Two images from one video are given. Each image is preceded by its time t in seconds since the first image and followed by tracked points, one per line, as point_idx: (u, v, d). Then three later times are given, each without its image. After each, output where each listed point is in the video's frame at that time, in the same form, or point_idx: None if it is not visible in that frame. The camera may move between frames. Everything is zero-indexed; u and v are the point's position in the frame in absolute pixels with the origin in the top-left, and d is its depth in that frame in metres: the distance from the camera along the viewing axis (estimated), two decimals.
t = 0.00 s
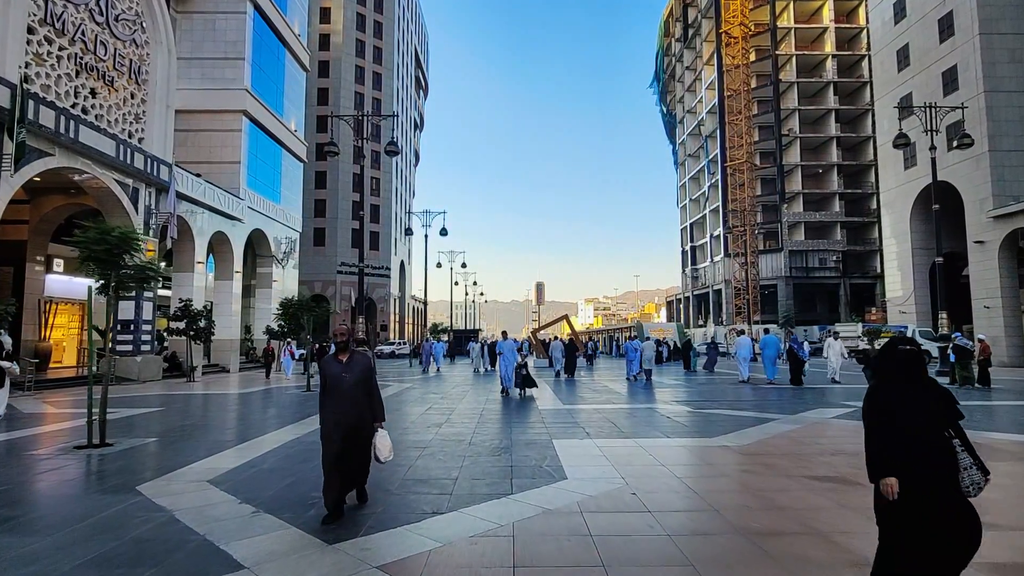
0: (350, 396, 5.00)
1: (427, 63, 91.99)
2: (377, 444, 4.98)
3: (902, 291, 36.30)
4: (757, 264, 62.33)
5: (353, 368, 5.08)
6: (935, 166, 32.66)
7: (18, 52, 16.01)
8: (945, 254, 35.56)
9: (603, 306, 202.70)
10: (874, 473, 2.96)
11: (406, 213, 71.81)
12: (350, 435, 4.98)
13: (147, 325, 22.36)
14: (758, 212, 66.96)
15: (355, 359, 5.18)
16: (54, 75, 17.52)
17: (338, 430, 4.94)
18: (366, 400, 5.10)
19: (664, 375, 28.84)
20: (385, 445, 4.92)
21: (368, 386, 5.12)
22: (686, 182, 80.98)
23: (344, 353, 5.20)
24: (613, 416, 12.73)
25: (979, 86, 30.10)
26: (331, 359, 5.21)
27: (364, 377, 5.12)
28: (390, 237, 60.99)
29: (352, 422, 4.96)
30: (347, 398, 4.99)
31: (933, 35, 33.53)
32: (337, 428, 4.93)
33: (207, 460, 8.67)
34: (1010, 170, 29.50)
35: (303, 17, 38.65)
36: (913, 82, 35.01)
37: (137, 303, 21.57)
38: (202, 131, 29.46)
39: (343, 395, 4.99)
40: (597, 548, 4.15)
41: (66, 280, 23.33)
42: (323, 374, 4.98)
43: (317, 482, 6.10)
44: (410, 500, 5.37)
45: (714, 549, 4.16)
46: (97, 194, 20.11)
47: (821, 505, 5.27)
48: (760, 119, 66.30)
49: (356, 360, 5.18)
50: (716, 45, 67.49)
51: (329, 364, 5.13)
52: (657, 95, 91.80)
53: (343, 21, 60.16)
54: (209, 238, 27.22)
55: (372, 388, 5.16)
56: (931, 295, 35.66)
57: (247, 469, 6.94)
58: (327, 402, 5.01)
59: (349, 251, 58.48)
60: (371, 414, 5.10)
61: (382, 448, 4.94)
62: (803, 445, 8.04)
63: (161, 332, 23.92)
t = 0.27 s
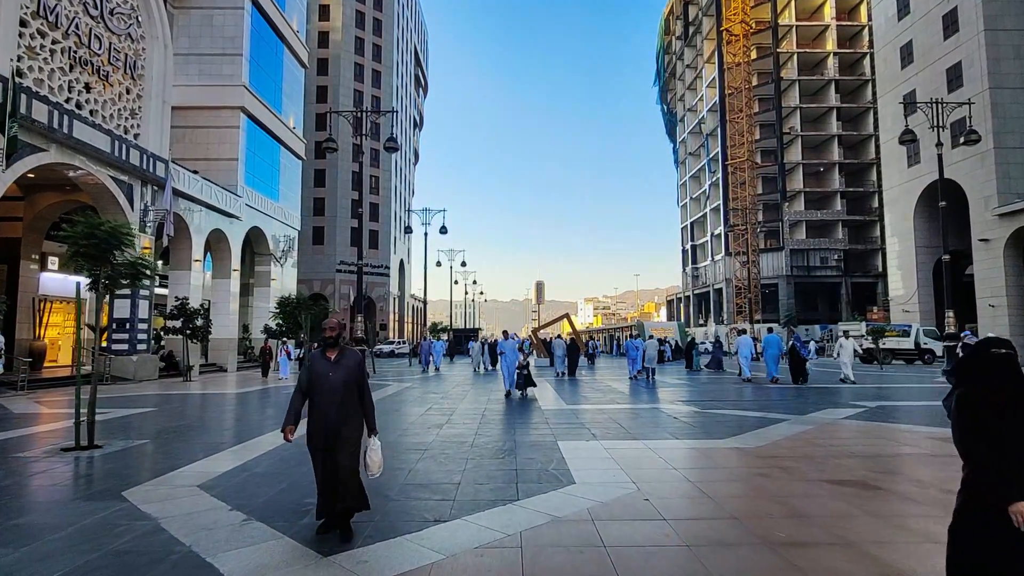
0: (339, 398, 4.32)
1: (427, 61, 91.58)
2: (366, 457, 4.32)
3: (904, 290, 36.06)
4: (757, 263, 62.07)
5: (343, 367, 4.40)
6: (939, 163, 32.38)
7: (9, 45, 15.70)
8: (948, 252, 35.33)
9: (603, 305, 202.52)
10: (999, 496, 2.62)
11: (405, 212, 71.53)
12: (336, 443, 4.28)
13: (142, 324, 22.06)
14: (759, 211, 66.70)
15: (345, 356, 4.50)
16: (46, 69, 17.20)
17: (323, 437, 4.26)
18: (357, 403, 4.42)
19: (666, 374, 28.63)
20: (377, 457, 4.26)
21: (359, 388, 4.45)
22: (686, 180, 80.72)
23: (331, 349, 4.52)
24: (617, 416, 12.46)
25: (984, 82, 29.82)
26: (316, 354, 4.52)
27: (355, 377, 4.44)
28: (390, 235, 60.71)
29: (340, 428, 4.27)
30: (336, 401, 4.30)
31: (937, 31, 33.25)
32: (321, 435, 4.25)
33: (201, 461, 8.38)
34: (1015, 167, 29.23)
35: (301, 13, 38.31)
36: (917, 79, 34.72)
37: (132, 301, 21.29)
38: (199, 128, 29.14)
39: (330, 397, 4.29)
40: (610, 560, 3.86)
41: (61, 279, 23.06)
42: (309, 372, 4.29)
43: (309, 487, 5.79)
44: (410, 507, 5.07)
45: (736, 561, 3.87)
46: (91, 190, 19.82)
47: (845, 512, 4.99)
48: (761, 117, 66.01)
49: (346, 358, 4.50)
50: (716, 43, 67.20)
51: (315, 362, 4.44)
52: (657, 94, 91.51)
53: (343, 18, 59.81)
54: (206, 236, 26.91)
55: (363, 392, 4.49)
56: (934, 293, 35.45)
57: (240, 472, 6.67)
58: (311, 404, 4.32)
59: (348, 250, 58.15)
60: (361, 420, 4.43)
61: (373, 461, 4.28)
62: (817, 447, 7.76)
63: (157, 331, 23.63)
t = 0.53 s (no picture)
0: (321, 408, 3.76)
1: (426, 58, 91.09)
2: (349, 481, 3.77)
3: (907, 288, 35.84)
4: (758, 261, 61.80)
5: (331, 373, 3.86)
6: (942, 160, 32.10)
7: None
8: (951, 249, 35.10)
9: (602, 303, 202.26)
10: None
11: (404, 210, 71.19)
12: (315, 458, 3.73)
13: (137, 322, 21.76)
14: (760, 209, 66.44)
15: (335, 361, 3.95)
16: (38, 62, 16.88)
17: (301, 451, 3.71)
18: (344, 416, 3.86)
19: (667, 373, 28.41)
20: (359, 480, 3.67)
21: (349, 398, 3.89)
22: (686, 178, 80.41)
23: (322, 353, 4.00)
24: (620, 416, 12.22)
25: (988, 78, 29.52)
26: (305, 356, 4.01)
27: (344, 385, 3.87)
28: (388, 233, 60.41)
29: (321, 443, 3.72)
30: (318, 411, 3.74)
31: (941, 27, 32.94)
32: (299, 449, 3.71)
33: (193, 463, 8.11)
34: (1019, 164, 28.96)
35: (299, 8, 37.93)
36: (920, 75, 34.43)
37: (127, 299, 20.99)
38: (196, 124, 28.81)
39: (313, 406, 3.75)
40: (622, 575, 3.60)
41: (57, 275, 22.71)
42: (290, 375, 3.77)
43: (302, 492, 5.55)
44: (408, 515, 4.81)
45: None
46: (85, 187, 19.50)
47: (868, 521, 4.73)
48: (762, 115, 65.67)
49: (337, 362, 3.96)
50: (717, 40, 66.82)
51: (302, 365, 3.93)
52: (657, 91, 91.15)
53: (341, 14, 59.38)
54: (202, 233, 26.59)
55: (353, 403, 3.93)
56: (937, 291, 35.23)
57: (233, 476, 6.42)
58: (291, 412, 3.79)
59: (346, 247, 57.84)
60: (348, 436, 3.86)
61: (354, 486, 3.72)
62: (830, 449, 7.49)
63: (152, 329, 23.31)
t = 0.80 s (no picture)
0: (306, 410, 3.15)
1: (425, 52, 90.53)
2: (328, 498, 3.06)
3: (909, 283, 35.58)
4: (758, 256, 61.49)
5: (314, 369, 3.24)
6: (946, 153, 31.78)
7: None
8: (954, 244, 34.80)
9: (601, 298, 201.99)
10: None
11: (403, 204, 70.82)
12: (295, 471, 3.11)
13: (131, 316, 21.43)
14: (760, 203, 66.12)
15: (317, 356, 3.34)
16: (28, 50, 16.50)
17: (280, 460, 3.09)
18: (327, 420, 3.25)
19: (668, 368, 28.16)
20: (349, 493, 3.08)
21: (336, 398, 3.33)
22: (686, 173, 80.02)
23: (301, 346, 3.35)
24: (622, 413, 11.95)
25: (993, 71, 29.19)
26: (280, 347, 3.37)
27: (327, 385, 3.26)
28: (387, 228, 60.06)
29: (307, 451, 3.12)
30: (304, 413, 3.14)
31: (946, 19, 32.58)
32: (280, 457, 3.08)
33: (181, 461, 7.83)
34: None
35: None
36: (924, 68, 34.07)
37: (121, 293, 20.65)
38: (191, 116, 28.41)
39: (295, 411, 3.12)
40: None
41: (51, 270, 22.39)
42: (268, 370, 3.13)
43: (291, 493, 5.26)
44: (404, 520, 4.50)
45: None
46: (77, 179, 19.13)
47: (890, 524, 4.44)
48: (763, 109, 65.25)
49: (320, 356, 3.35)
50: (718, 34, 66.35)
51: (277, 359, 3.28)
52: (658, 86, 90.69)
53: (339, 7, 58.86)
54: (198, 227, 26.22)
55: (338, 403, 3.32)
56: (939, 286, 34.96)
57: (220, 476, 6.13)
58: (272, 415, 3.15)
59: (344, 242, 57.47)
60: (331, 444, 3.23)
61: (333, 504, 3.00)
62: (842, 447, 7.17)
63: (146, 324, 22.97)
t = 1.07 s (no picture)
0: (270, 431, 2.57)
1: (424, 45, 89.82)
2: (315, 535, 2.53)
3: (911, 278, 35.30)
4: (759, 250, 61.16)
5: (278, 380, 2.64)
6: (951, 146, 31.43)
7: None
8: (957, 238, 34.49)
9: (600, 293, 201.70)
10: None
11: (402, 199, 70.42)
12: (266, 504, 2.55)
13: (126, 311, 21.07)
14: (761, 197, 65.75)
15: (280, 361, 2.73)
16: (16, 39, 16.10)
17: (241, 490, 2.53)
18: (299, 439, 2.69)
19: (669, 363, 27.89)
20: (337, 523, 2.56)
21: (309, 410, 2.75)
22: (687, 167, 79.57)
23: (258, 351, 2.75)
24: (625, 410, 11.67)
25: (999, 63, 28.81)
26: (233, 355, 2.77)
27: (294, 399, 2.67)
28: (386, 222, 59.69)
29: (275, 480, 2.56)
30: (268, 435, 2.56)
31: (951, 10, 32.15)
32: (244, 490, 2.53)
33: (173, 463, 7.53)
34: None
35: None
36: (928, 60, 33.67)
37: (115, 288, 20.28)
38: (187, 108, 28.00)
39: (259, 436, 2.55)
40: None
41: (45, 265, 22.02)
42: (220, 384, 2.54)
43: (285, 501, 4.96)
44: (403, 533, 4.17)
45: None
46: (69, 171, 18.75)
47: (923, 537, 4.14)
48: (764, 102, 64.77)
49: (283, 360, 2.76)
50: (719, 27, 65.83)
51: (230, 371, 2.66)
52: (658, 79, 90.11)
53: None
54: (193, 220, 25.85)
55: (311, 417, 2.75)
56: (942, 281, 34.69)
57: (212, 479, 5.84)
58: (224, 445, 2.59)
59: (343, 236, 57.09)
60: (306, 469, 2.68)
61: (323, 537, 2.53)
62: (859, 448, 6.89)
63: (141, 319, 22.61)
